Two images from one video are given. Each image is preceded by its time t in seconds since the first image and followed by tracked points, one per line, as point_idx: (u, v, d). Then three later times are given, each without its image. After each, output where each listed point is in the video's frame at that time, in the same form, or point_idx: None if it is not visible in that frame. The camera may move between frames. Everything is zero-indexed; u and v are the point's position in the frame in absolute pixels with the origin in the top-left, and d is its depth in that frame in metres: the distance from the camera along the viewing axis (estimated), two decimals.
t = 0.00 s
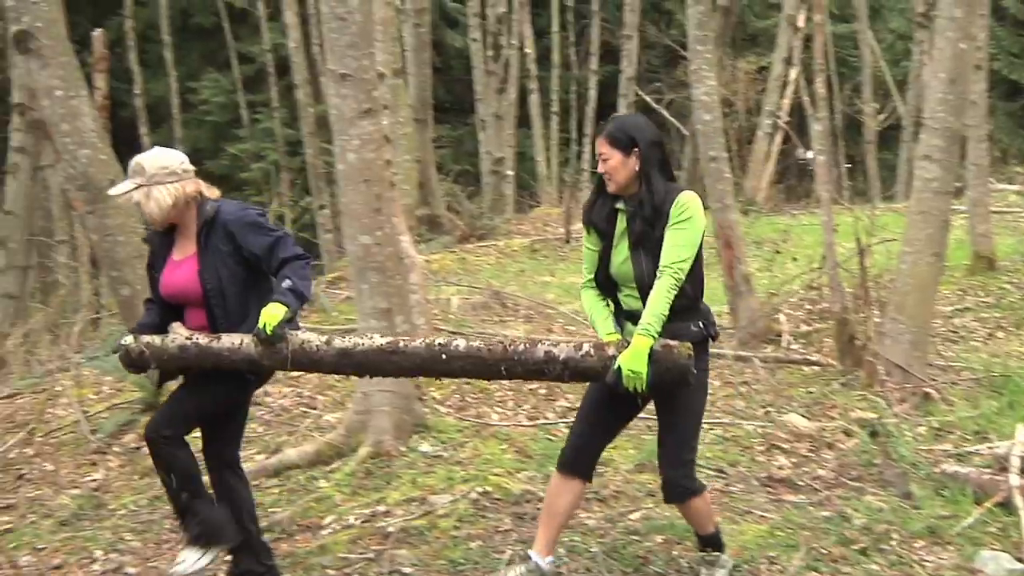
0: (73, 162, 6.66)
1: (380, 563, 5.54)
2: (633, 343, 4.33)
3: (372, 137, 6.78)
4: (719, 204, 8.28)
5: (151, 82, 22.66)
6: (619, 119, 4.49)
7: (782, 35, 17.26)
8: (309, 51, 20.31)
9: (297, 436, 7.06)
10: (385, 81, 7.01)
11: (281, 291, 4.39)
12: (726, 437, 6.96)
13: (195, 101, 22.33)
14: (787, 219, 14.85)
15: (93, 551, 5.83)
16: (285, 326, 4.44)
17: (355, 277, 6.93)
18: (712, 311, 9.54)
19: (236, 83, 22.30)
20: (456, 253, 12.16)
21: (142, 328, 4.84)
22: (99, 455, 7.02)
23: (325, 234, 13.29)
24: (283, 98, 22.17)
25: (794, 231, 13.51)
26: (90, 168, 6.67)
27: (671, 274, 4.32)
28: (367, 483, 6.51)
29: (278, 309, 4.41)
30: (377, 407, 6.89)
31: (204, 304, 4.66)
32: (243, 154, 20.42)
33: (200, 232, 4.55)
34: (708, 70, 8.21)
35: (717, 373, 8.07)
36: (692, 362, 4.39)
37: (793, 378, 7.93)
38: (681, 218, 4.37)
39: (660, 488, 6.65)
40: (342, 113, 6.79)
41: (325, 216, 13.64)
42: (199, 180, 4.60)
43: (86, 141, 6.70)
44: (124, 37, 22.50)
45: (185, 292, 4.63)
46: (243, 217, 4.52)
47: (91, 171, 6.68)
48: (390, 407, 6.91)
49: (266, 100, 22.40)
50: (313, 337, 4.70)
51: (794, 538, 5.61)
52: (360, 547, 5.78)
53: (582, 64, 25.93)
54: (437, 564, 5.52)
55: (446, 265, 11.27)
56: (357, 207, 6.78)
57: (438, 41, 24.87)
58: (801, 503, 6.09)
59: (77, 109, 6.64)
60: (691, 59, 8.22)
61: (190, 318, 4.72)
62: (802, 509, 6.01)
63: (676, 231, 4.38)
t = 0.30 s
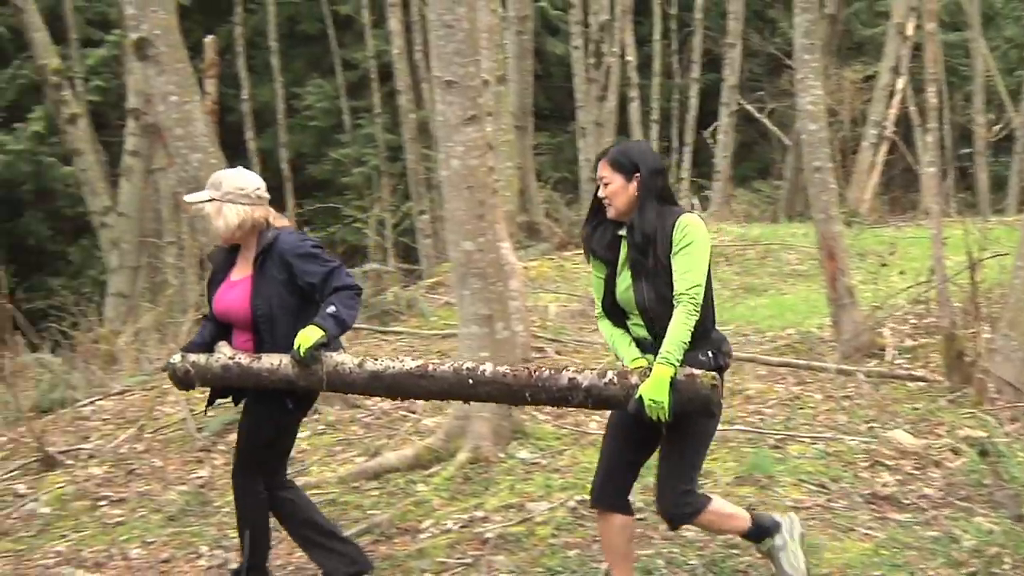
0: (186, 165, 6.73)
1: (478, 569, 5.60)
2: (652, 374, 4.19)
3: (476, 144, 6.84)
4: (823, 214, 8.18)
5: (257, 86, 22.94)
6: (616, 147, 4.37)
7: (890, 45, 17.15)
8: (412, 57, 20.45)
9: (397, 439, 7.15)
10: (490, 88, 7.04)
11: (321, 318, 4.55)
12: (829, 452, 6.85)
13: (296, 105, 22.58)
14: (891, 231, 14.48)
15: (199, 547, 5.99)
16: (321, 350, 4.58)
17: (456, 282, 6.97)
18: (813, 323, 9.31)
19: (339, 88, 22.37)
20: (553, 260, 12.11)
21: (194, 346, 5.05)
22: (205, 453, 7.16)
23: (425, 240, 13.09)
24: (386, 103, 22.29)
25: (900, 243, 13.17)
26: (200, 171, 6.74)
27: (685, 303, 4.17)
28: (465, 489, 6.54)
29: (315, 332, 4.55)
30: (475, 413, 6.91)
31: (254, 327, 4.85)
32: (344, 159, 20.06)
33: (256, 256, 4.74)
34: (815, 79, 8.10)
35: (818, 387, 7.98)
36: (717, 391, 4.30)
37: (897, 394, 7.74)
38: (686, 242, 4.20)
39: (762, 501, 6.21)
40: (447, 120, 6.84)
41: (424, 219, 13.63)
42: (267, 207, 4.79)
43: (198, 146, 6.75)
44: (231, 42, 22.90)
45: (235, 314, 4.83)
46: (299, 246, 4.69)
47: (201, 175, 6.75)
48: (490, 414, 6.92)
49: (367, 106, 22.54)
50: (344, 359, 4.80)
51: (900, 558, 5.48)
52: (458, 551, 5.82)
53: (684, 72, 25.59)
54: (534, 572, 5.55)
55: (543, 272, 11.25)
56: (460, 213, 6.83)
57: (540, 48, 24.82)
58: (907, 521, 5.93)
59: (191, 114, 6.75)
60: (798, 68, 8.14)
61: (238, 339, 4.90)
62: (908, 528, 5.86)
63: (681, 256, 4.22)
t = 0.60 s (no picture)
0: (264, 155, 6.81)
1: (549, 562, 5.50)
2: (652, 364, 4.08)
3: (551, 136, 6.83)
4: (901, 211, 8.10)
5: (333, 78, 23.15)
6: (641, 136, 4.27)
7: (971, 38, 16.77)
8: (485, 49, 20.56)
9: (468, 430, 7.18)
10: (566, 81, 7.03)
11: (341, 305, 4.58)
12: (908, 451, 6.75)
13: (371, 97, 22.85)
14: (971, 230, 14.12)
15: (273, 532, 6.07)
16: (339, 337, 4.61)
17: (529, 274, 7.00)
18: (890, 321, 9.06)
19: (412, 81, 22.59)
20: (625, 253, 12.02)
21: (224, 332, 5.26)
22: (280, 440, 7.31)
23: (498, 232, 13.07)
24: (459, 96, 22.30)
25: (980, 242, 12.87)
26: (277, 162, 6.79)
27: (694, 294, 4.02)
28: (536, 481, 6.53)
29: (334, 319, 4.60)
30: (547, 407, 6.91)
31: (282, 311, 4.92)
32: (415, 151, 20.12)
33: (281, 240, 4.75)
34: (896, 73, 8.04)
35: (893, 386, 7.87)
36: (719, 387, 4.10)
37: (978, 394, 7.58)
38: (702, 232, 4.07)
39: (837, 501, 6.11)
40: (522, 112, 6.85)
41: (496, 211, 13.59)
42: (293, 191, 4.80)
43: (276, 137, 6.81)
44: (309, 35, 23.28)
45: (261, 297, 4.88)
46: (320, 229, 4.65)
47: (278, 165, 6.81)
48: (562, 407, 6.91)
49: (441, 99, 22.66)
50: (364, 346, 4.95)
51: (980, 562, 5.35)
52: (529, 543, 5.78)
53: (759, 67, 25.36)
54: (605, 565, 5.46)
55: (613, 265, 11.23)
56: (534, 205, 6.84)
57: (614, 41, 24.86)
58: (987, 525, 5.78)
59: (270, 105, 6.82)
60: (878, 61, 8.06)
61: (268, 323, 5.03)
62: (989, 532, 5.71)
63: (697, 247, 4.08)
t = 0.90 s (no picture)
0: (360, 125, 6.86)
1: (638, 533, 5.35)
2: (667, 342, 3.86)
3: (647, 108, 6.78)
4: (1006, 184, 7.48)
5: (427, 49, 23.01)
6: (691, 110, 3.96)
7: None
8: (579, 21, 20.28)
9: (560, 402, 7.14)
10: (662, 52, 6.95)
11: (385, 276, 4.43)
12: (1010, 432, 6.45)
13: (464, 69, 22.65)
14: None
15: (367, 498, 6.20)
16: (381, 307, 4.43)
17: (622, 248, 7.00)
18: (994, 299, 8.59)
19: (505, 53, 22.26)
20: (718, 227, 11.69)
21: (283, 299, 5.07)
22: (373, 408, 7.49)
23: (588, 206, 12.88)
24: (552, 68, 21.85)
25: None
26: (373, 131, 6.85)
27: (720, 277, 3.76)
28: (626, 454, 6.38)
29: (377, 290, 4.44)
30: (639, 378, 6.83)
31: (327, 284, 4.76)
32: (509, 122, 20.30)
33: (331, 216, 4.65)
34: (1006, 40, 7.37)
35: (997, 364, 7.50)
36: (734, 371, 3.81)
37: None
38: (736, 216, 3.78)
39: (935, 480, 5.87)
40: (618, 83, 6.81)
41: (587, 184, 13.40)
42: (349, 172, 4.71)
43: (373, 107, 6.86)
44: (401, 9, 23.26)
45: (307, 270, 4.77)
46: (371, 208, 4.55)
47: (375, 135, 6.86)
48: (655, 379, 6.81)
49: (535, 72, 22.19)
50: (404, 318, 4.64)
51: None
52: (620, 515, 5.53)
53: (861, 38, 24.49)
54: (696, 539, 5.34)
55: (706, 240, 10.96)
56: (629, 176, 6.81)
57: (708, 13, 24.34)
58: None
59: (366, 75, 6.86)
60: (987, 30, 7.48)
61: (314, 293, 4.85)
62: None
63: (730, 230, 3.79)
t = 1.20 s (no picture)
0: (425, 129, 6.87)
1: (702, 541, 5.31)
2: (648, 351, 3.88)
3: (713, 112, 6.78)
4: None
5: (491, 53, 23.00)
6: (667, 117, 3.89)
7: None
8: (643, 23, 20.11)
9: (623, 407, 7.09)
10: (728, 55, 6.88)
11: (391, 289, 4.60)
12: None
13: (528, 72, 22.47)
14: None
15: (429, 501, 6.22)
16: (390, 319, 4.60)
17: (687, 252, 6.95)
18: None
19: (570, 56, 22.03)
20: (784, 232, 11.51)
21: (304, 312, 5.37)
22: (436, 410, 7.50)
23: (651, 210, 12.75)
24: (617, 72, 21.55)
25: None
26: (439, 135, 6.85)
27: (699, 289, 3.73)
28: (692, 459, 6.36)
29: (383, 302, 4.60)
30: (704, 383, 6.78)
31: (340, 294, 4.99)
32: (573, 127, 19.82)
33: (344, 228, 4.83)
34: None
35: None
36: (716, 374, 3.85)
37: None
38: (714, 224, 3.70)
39: (1007, 491, 5.73)
40: (684, 87, 6.78)
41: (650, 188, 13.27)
42: (364, 183, 4.88)
43: (438, 111, 6.86)
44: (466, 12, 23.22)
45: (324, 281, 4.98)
46: (381, 219, 4.70)
47: (440, 138, 6.86)
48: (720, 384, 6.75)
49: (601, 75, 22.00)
50: (410, 329, 4.82)
51: None
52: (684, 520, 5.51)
53: (931, 40, 23.93)
54: (761, 548, 5.24)
55: (772, 244, 10.81)
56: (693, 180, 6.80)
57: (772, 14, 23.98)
58: None
59: (431, 80, 6.87)
60: None
61: (331, 304, 5.10)
62: None
63: (710, 241, 3.73)
